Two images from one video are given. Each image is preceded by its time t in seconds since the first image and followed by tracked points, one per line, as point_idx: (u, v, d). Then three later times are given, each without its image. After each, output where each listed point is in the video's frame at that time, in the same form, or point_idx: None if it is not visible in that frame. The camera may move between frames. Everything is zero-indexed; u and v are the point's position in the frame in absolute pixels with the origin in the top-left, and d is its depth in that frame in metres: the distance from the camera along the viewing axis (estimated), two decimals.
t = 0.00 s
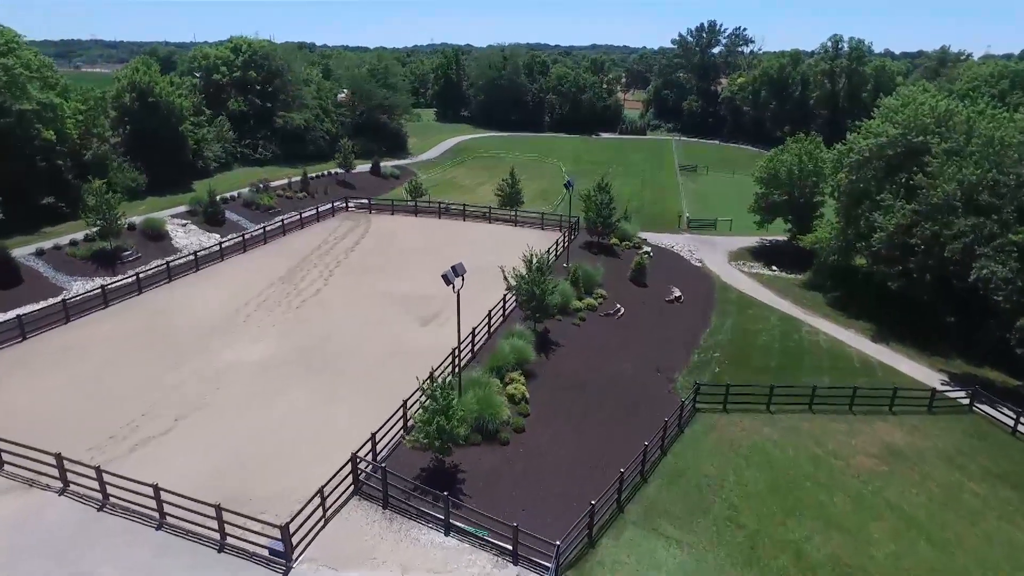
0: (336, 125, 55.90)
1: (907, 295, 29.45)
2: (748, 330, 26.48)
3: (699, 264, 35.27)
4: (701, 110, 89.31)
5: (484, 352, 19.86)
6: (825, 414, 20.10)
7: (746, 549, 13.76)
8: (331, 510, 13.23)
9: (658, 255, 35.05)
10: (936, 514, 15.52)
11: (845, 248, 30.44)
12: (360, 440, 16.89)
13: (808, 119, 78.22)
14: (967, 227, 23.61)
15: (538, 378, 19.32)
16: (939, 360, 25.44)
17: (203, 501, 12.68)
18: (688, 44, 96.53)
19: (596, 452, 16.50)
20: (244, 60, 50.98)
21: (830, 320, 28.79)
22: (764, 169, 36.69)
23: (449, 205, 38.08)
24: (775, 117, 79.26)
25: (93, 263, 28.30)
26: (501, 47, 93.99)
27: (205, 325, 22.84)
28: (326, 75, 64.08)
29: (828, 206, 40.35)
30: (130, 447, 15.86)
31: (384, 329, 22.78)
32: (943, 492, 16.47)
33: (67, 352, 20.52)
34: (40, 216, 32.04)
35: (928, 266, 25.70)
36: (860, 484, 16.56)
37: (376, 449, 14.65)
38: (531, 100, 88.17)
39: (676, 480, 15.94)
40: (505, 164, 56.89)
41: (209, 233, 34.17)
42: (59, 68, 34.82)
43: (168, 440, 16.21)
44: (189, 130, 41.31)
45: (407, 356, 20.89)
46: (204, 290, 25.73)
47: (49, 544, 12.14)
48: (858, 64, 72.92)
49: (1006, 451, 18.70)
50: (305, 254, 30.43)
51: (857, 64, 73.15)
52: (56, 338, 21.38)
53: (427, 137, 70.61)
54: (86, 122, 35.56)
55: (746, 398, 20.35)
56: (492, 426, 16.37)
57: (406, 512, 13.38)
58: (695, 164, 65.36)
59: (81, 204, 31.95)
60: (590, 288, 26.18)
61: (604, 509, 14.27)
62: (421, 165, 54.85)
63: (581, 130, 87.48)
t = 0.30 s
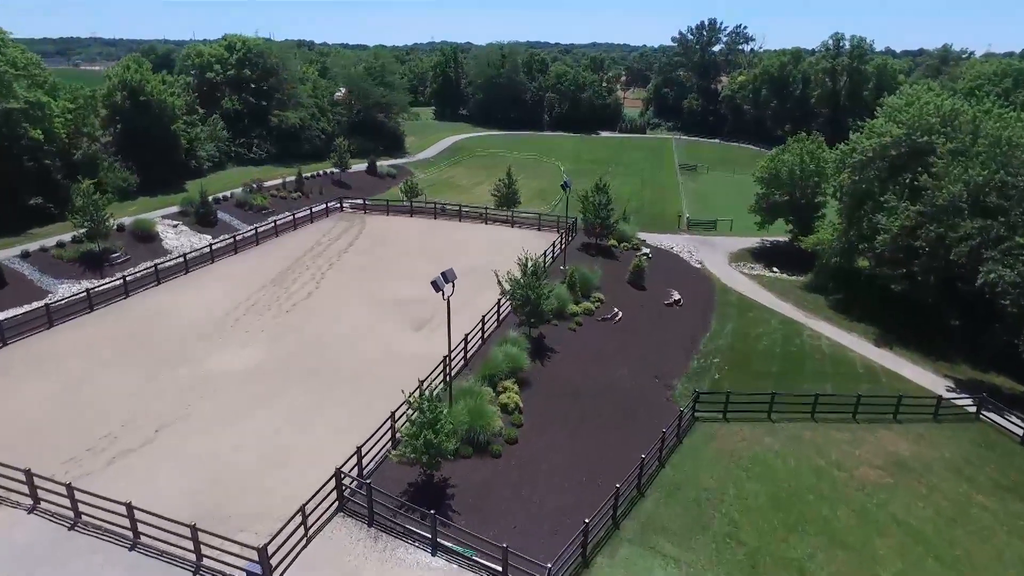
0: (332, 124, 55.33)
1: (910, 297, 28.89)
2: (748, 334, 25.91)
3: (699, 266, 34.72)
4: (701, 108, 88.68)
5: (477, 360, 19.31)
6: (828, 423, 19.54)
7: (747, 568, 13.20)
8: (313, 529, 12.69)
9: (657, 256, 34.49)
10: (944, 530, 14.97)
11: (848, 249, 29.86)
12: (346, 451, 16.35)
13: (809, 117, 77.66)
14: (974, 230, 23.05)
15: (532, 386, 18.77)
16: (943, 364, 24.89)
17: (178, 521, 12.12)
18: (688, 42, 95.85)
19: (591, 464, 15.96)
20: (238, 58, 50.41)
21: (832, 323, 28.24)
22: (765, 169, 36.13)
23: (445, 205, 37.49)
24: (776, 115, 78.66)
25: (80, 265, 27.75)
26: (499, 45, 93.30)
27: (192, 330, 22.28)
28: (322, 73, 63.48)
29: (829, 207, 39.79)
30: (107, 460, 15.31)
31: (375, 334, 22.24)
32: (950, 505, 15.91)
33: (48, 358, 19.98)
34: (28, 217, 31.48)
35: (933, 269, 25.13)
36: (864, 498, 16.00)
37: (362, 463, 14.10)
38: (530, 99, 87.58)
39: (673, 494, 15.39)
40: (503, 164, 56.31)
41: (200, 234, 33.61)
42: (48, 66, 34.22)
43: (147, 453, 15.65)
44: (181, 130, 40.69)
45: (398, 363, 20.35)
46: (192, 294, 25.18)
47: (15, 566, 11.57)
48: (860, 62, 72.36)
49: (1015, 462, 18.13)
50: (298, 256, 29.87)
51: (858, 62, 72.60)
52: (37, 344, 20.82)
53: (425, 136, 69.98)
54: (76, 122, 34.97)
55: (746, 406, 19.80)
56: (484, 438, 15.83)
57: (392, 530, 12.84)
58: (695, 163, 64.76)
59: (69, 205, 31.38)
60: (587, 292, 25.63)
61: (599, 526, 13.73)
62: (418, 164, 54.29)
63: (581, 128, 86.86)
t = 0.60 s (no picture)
0: (327, 123, 54.65)
1: (914, 300, 28.29)
2: (748, 339, 25.34)
3: (698, 268, 34.13)
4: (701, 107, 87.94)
5: (468, 368, 18.73)
6: (830, 432, 18.97)
7: None
8: (293, 550, 12.13)
9: (655, 258, 33.90)
10: (951, 547, 14.40)
11: (850, 251, 29.26)
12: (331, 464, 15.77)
13: (809, 116, 77.00)
14: (980, 233, 22.46)
15: (525, 396, 18.18)
16: (947, 370, 24.31)
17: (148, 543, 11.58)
18: (687, 40, 95.04)
19: (586, 478, 15.37)
20: (232, 57, 49.76)
21: (833, 327, 27.66)
22: (765, 169, 35.55)
23: (440, 206, 36.86)
24: (776, 114, 77.97)
25: (65, 268, 27.16)
26: (497, 43, 92.55)
27: (176, 337, 21.70)
28: (318, 72, 62.80)
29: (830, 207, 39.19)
30: (82, 475, 14.77)
31: (365, 341, 21.66)
32: (958, 521, 15.33)
33: (27, 366, 19.41)
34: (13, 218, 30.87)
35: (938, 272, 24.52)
36: (868, 513, 15.42)
37: (346, 480, 13.52)
38: (529, 97, 86.81)
39: (670, 510, 14.81)
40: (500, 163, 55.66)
41: (191, 235, 32.99)
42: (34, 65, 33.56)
43: (122, 467, 15.09)
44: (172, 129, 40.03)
45: (388, 371, 19.78)
46: (178, 299, 24.59)
47: None
48: (861, 60, 71.72)
49: None
50: (288, 259, 29.27)
51: (859, 61, 71.97)
52: (16, 351, 20.25)
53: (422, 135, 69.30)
54: (64, 121, 34.35)
55: (745, 415, 19.22)
56: (474, 452, 15.24)
57: (375, 551, 12.29)
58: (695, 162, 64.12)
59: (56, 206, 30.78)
60: (583, 295, 25.06)
61: (592, 546, 13.16)
62: (414, 164, 53.66)
63: (580, 127, 86.20)
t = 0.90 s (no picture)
0: (322, 123, 54.01)
1: (917, 304, 27.70)
2: (747, 345, 24.75)
3: (696, 270, 33.53)
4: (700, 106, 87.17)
5: (459, 377, 18.14)
6: (833, 444, 18.37)
7: None
8: None
9: (653, 261, 33.31)
10: (959, 568, 13.80)
11: (852, 254, 28.66)
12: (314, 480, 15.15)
13: (809, 116, 76.31)
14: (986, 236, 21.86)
15: (517, 407, 17.58)
16: (952, 377, 23.71)
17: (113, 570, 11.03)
18: (687, 39, 94.26)
19: (579, 493, 14.75)
20: (224, 56, 49.11)
21: (835, 332, 27.04)
22: (765, 170, 35.00)
23: (435, 208, 36.23)
24: (776, 114, 77.25)
25: (50, 272, 26.54)
26: (495, 42, 91.77)
27: (159, 344, 21.10)
28: (313, 71, 62.11)
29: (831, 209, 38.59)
30: (53, 493, 14.21)
31: (353, 350, 21.05)
32: (967, 539, 14.71)
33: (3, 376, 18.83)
34: None
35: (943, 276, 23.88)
36: (873, 530, 14.82)
37: (326, 500, 12.93)
38: (527, 97, 86.09)
39: (667, 528, 14.20)
40: (497, 164, 55.01)
41: (180, 238, 32.38)
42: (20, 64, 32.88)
43: (95, 484, 14.50)
44: (162, 129, 39.35)
45: (376, 382, 19.19)
46: (163, 304, 23.98)
47: None
48: (862, 59, 71.11)
49: None
50: (278, 263, 28.68)
51: (860, 60, 71.37)
52: None
53: (418, 135, 68.64)
54: (50, 121, 33.67)
55: (745, 426, 18.62)
56: (462, 468, 14.62)
57: (355, 575, 11.72)
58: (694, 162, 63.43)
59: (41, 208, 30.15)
60: (579, 300, 24.46)
61: (585, 568, 12.53)
62: (410, 164, 53.03)
63: (578, 127, 85.55)
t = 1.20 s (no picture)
0: (316, 124, 53.37)
1: (919, 310, 27.11)
2: (746, 353, 24.13)
3: (694, 275, 32.93)
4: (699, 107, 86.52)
5: (447, 390, 17.53)
6: (834, 458, 17.77)
7: None
8: None
9: (650, 265, 32.71)
10: None
11: (852, 259, 28.07)
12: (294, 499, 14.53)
13: (808, 117, 75.79)
14: (992, 241, 21.29)
15: (508, 420, 16.97)
16: (956, 385, 23.12)
17: None
18: (685, 40, 93.64)
19: (570, 513, 14.13)
20: (216, 56, 48.47)
21: (836, 339, 26.43)
22: (764, 173, 34.42)
23: (428, 212, 35.62)
24: (775, 115, 76.69)
25: (32, 278, 25.90)
26: (492, 43, 91.07)
27: (139, 354, 20.46)
28: (307, 71, 61.43)
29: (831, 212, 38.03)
30: (20, 515, 13.61)
31: (340, 360, 20.42)
32: (975, 560, 14.11)
33: None
34: None
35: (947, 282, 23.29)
36: (877, 551, 14.21)
37: (304, 524, 12.31)
38: (524, 98, 85.41)
39: (662, 550, 13.59)
40: (493, 166, 54.41)
41: (167, 242, 31.76)
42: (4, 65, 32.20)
43: (65, 505, 13.89)
44: (152, 130, 38.72)
45: (362, 394, 18.56)
46: (145, 312, 23.35)
47: None
48: (861, 60, 71.05)
49: None
50: (267, 268, 28.06)
51: (859, 61, 71.25)
52: None
53: (414, 136, 67.99)
54: (36, 124, 32.99)
55: (744, 439, 18.01)
56: (449, 487, 14.01)
57: None
58: (692, 164, 62.84)
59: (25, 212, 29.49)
60: (573, 308, 23.84)
61: None
62: (405, 166, 52.42)
63: (576, 129, 84.93)
